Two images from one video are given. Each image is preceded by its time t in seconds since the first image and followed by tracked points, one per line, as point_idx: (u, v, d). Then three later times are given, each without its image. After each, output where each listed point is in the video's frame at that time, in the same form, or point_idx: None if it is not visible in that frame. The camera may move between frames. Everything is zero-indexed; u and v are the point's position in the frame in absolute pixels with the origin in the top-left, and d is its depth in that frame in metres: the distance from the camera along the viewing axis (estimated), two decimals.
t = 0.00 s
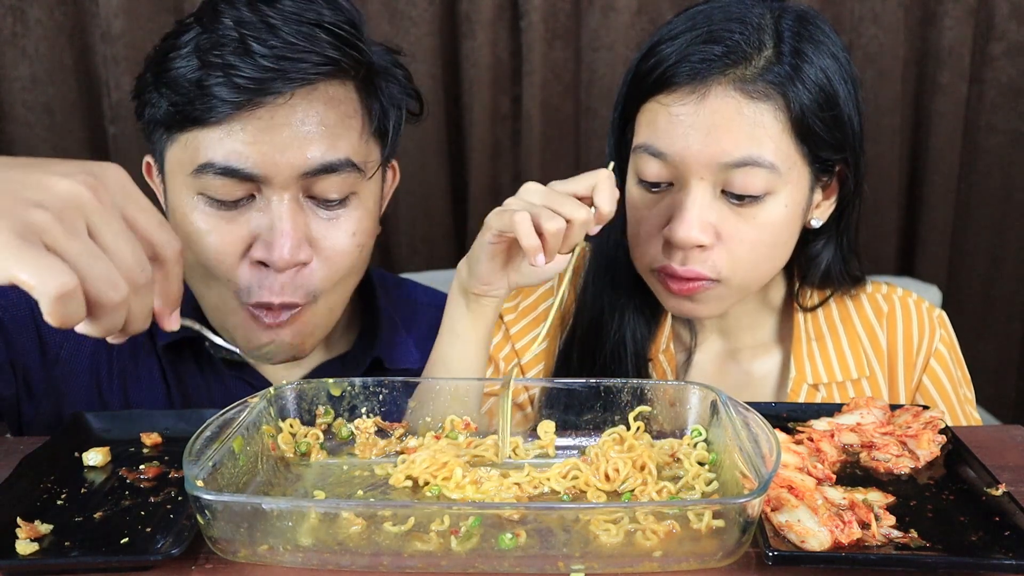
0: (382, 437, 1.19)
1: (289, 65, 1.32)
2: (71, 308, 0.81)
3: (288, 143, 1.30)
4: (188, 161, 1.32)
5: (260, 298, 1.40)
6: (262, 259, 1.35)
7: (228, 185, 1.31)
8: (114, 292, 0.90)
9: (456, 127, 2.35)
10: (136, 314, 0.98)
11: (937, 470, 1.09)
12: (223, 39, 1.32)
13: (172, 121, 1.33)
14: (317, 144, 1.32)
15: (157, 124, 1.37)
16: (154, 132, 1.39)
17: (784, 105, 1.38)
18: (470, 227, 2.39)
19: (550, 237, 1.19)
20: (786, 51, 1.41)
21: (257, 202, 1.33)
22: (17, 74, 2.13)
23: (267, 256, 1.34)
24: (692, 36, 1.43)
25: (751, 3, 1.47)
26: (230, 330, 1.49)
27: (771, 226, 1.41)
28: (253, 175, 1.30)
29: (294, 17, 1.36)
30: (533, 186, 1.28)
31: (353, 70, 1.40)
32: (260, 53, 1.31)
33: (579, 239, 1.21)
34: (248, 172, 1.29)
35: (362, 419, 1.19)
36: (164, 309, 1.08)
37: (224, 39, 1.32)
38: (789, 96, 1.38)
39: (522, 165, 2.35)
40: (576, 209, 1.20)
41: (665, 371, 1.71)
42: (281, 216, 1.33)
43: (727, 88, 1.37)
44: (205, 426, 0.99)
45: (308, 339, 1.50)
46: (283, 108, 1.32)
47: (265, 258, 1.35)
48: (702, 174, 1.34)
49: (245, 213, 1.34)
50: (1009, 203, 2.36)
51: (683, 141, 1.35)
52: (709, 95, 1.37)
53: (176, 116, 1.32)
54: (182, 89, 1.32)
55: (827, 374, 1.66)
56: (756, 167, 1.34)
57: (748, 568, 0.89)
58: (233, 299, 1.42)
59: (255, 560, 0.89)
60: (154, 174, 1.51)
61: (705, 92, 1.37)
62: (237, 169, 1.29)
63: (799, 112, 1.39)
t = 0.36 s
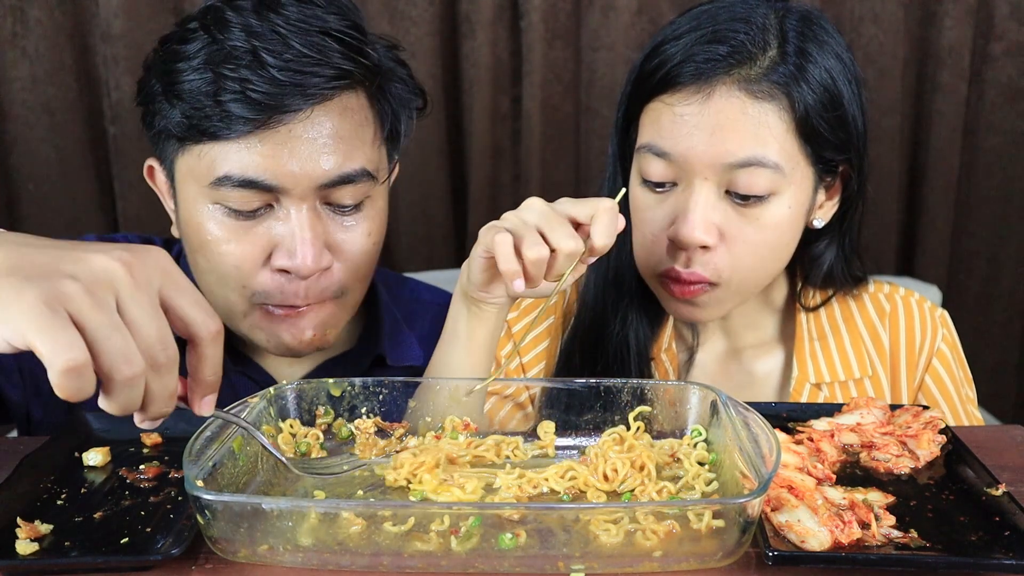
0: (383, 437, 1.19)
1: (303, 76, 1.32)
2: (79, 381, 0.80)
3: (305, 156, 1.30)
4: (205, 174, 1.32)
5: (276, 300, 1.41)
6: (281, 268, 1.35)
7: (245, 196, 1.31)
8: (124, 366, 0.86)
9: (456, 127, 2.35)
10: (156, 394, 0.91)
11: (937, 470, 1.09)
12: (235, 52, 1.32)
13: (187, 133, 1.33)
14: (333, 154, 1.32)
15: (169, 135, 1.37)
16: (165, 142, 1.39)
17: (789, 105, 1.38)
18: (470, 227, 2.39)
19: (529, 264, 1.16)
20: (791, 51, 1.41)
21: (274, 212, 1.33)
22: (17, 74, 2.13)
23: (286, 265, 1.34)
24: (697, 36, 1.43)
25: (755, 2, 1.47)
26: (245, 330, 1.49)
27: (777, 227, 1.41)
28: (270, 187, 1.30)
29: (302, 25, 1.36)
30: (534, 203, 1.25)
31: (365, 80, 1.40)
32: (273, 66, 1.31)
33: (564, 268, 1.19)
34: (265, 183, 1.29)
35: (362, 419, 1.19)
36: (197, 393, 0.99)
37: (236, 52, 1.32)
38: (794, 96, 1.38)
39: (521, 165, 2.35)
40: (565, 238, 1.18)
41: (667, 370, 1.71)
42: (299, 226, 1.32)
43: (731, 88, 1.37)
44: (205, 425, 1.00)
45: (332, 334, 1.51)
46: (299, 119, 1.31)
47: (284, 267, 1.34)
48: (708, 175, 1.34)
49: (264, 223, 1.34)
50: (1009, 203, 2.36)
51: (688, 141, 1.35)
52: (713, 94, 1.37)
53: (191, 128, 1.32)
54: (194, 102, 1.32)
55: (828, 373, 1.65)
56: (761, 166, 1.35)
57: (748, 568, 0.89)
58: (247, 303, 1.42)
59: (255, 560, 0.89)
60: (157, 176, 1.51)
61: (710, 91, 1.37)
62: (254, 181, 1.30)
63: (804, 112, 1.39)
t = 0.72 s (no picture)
0: (383, 437, 1.19)
1: (297, 68, 1.32)
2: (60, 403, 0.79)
3: (299, 147, 1.29)
4: (200, 167, 1.32)
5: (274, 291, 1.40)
6: (275, 259, 1.34)
7: (240, 187, 1.30)
8: (105, 383, 0.82)
9: (456, 127, 2.35)
10: (145, 411, 0.87)
11: (936, 470, 1.09)
12: (230, 45, 1.32)
13: (183, 127, 1.33)
14: (327, 146, 1.32)
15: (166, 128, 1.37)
16: (162, 135, 1.39)
17: (789, 105, 1.38)
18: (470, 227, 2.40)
19: (573, 225, 1.13)
20: (792, 52, 1.41)
21: (268, 203, 1.32)
22: (17, 74, 2.13)
23: (281, 255, 1.33)
24: (695, 35, 1.43)
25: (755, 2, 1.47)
26: (247, 321, 1.48)
27: (777, 226, 1.41)
28: (264, 177, 1.29)
29: (296, 20, 1.37)
30: (559, 177, 1.22)
31: (358, 73, 1.40)
32: (267, 59, 1.31)
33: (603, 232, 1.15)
34: (260, 174, 1.29)
35: (362, 420, 1.19)
36: (186, 413, 0.94)
37: (231, 46, 1.32)
38: (794, 96, 1.38)
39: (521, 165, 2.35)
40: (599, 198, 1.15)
41: (668, 369, 1.72)
42: (294, 217, 1.32)
43: (732, 87, 1.37)
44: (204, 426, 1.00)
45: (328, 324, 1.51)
46: (293, 111, 1.31)
47: (279, 258, 1.33)
48: (708, 173, 1.34)
49: (259, 214, 1.33)
50: (1009, 203, 2.36)
51: (688, 140, 1.35)
52: (715, 93, 1.37)
53: (186, 122, 1.33)
54: (190, 95, 1.32)
55: (828, 373, 1.66)
56: (762, 166, 1.35)
57: (748, 568, 0.89)
58: (245, 296, 1.41)
59: (255, 560, 0.89)
60: (153, 172, 1.51)
61: (712, 90, 1.37)
62: (249, 172, 1.29)
63: (804, 111, 1.39)
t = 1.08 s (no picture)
0: (383, 437, 1.20)
1: (292, 62, 1.33)
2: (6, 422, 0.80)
3: (294, 140, 1.30)
4: (197, 160, 1.33)
5: (270, 285, 1.40)
6: (271, 250, 1.34)
7: (237, 177, 1.31)
8: (50, 398, 0.82)
9: (456, 127, 2.35)
10: (103, 422, 0.86)
11: (937, 470, 1.09)
12: (225, 42, 1.33)
13: (180, 121, 1.33)
14: (320, 139, 1.32)
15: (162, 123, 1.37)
16: (158, 131, 1.39)
17: (795, 107, 1.38)
18: (470, 227, 2.40)
19: (539, 259, 1.13)
20: (797, 53, 1.41)
21: (265, 195, 1.32)
22: (17, 74, 2.13)
23: (276, 247, 1.33)
24: (702, 35, 1.43)
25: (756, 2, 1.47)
26: (237, 313, 1.47)
27: (782, 228, 1.40)
28: (260, 170, 1.30)
29: (289, 17, 1.37)
30: (538, 205, 1.24)
31: (351, 68, 1.40)
32: (262, 53, 1.32)
33: (575, 266, 1.16)
34: (255, 166, 1.30)
35: (362, 420, 1.19)
36: (161, 421, 0.92)
37: (227, 42, 1.33)
38: (799, 97, 1.38)
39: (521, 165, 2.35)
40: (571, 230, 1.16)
41: (669, 370, 1.72)
42: (289, 209, 1.32)
43: (739, 88, 1.37)
44: (205, 426, 1.00)
45: (319, 316, 1.51)
46: (286, 103, 1.32)
47: (275, 249, 1.33)
48: (713, 176, 1.34)
49: (256, 206, 1.33)
50: (1010, 204, 2.36)
51: (693, 141, 1.35)
52: (721, 96, 1.37)
53: (183, 116, 1.33)
54: (187, 91, 1.32)
55: (831, 374, 1.65)
56: (768, 169, 1.34)
57: (748, 568, 0.89)
58: (240, 290, 1.41)
59: (255, 560, 0.89)
60: (149, 169, 1.51)
61: (717, 93, 1.37)
62: (245, 165, 1.30)
63: (810, 113, 1.39)
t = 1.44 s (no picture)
0: (383, 437, 1.19)
1: (317, 60, 1.33)
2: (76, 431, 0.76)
3: (314, 136, 1.30)
4: (217, 153, 1.33)
5: (283, 280, 1.39)
6: (286, 245, 1.34)
7: (256, 170, 1.31)
8: (117, 403, 0.78)
9: (456, 127, 2.35)
10: (165, 428, 0.83)
11: (937, 470, 1.09)
12: (251, 37, 1.32)
13: (203, 113, 1.33)
14: (339, 137, 1.32)
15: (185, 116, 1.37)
16: (179, 124, 1.39)
17: (788, 113, 1.37)
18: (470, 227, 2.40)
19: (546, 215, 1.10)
20: (790, 56, 1.41)
21: (283, 189, 1.33)
22: (17, 74, 2.13)
23: (291, 242, 1.33)
24: (695, 40, 1.43)
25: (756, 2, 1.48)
26: (249, 314, 1.47)
27: (775, 232, 1.41)
28: (280, 163, 1.30)
29: (313, 16, 1.36)
30: (518, 157, 1.19)
31: (372, 70, 1.40)
32: (288, 50, 1.32)
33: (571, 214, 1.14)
34: (276, 160, 1.30)
35: (362, 420, 1.19)
36: (216, 429, 0.89)
37: (253, 37, 1.32)
38: (792, 102, 1.38)
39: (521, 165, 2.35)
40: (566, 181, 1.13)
41: (668, 369, 1.72)
42: (306, 203, 1.32)
43: (728, 94, 1.37)
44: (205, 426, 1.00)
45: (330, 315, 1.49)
46: (309, 100, 1.32)
47: (290, 244, 1.33)
48: (707, 181, 1.34)
49: (273, 200, 1.33)
50: (1010, 204, 2.36)
51: (685, 148, 1.35)
52: (711, 101, 1.36)
53: (206, 109, 1.33)
54: (211, 84, 1.32)
55: (829, 376, 1.66)
56: (761, 173, 1.35)
57: (749, 567, 0.89)
58: (252, 285, 1.40)
59: (255, 560, 0.89)
60: (163, 162, 1.52)
61: (708, 99, 1.37)
62: (266, 158, 1.30)
63: (802, 118, 1.39)
